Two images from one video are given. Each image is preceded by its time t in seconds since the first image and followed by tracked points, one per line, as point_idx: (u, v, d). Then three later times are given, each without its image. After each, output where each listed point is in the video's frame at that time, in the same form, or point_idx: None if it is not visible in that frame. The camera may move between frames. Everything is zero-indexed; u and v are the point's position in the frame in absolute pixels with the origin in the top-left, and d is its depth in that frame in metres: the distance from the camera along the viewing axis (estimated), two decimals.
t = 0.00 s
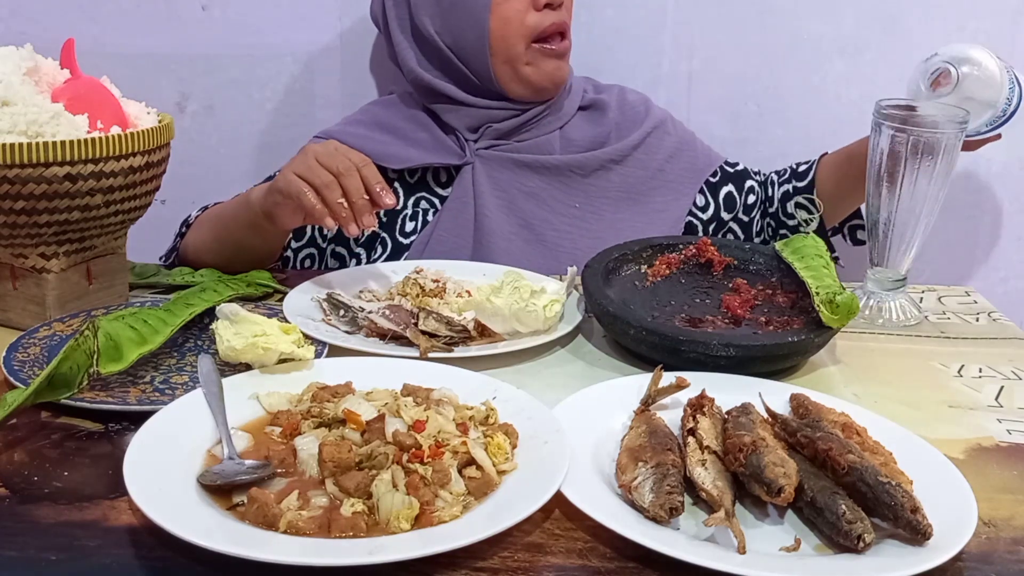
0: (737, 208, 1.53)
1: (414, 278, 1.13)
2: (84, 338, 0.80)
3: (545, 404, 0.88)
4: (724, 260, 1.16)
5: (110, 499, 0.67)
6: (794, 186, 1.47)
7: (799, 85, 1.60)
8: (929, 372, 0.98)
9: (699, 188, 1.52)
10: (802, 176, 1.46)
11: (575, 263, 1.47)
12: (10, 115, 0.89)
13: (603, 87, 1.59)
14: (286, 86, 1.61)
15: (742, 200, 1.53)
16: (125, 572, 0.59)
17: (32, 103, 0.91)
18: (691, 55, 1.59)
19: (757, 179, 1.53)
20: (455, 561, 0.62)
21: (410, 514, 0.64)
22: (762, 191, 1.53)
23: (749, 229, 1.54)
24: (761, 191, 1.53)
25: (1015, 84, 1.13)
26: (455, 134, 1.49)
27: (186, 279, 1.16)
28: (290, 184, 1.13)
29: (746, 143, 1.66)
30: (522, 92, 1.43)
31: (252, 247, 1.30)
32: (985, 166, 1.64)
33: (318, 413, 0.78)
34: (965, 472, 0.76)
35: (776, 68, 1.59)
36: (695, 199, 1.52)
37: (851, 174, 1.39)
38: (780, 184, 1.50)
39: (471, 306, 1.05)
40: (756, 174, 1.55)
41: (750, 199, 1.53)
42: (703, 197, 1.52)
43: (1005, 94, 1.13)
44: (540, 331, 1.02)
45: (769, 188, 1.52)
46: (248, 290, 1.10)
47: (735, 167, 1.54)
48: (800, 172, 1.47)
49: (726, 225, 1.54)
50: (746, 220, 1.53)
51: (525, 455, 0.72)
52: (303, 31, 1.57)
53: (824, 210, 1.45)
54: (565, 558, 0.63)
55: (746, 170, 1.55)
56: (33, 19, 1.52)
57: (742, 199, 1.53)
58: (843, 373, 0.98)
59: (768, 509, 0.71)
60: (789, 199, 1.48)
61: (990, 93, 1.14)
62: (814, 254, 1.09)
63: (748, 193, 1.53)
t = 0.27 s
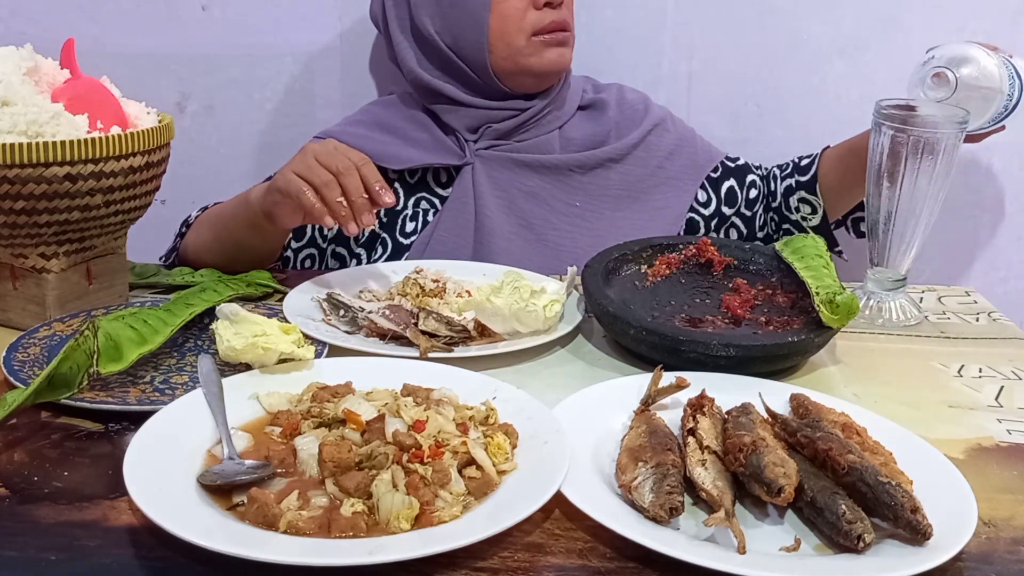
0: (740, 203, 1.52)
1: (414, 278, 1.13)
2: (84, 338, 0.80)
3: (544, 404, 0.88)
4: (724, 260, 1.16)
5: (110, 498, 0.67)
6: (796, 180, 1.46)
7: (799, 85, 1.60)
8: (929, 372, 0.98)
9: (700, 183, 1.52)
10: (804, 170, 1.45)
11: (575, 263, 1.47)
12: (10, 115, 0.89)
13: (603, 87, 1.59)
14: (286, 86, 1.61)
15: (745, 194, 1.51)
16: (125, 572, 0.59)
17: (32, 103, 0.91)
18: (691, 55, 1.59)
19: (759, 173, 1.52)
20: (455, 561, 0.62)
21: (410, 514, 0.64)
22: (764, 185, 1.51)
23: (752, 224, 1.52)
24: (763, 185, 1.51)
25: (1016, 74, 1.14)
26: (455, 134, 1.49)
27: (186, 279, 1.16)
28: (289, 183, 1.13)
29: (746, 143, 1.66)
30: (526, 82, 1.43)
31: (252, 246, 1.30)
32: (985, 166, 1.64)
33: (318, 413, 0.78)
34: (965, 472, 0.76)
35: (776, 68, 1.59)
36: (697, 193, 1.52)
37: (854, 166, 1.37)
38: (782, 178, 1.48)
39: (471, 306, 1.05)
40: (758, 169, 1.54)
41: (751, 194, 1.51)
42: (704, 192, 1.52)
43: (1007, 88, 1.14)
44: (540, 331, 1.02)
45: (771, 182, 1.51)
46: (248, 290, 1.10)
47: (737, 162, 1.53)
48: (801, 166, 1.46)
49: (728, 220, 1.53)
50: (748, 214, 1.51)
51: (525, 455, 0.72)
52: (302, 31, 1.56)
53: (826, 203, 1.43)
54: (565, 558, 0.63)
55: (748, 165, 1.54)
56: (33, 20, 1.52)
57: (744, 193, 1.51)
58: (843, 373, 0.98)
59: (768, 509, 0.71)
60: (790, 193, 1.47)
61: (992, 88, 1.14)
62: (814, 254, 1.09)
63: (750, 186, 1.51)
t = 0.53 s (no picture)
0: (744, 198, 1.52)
1: (414, 278, 1.13)
2: (84, 338, 0.80)
3: (544, 404, 0.88)
4: (724, 260, 1.16)
5: (110, 498, 0.67)
6: (802, 175, 1.45)
7: (799, 85, 1.60)
8: (929, 372, 0.98)
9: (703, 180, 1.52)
10: (810, 165, 1.43)
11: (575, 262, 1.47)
12: (10, 115, 0.89)
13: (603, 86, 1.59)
14: (286, 86, 1.61)
15: (748, 190, 1.52)
16: (125, 572, 0.59)
17: (31, 103, 0.91)
18: (691, 55, 1.59)
19: (762, 169, 1.53)
20: (455, 561, 0.62)
21: (410, 514, 0.64)
22: (767, 180, 1.51)
23: (755, 219, 1.53)
24: (766, 180, 1.51)
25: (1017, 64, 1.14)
26: (455, 134, 1.49)
27: (186, 279, 1.16)
28: (289, 183, 1.13)
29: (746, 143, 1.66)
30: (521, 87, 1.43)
31: (252, 246, 1.30)
32: (985, 166, 1.63)
33: (318, 413, 0.78)
34: (965, 472, 0.76)
35: (776, 68, 1.58)
36: (698, 189, 1.52)
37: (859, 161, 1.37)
38: (787, 173, 1.48)
39: (471, 306, 1.05)
40: (760, 164, 1.54)
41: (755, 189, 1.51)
42: (706, 188, 1.52)
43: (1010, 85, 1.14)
44: (540, 331, 1.02)
45: (776, 177, 1.50)
46: (248, 290, 1.10)
47: (738, 158, 1.53)
48: (807, 160, 1.45)
49: (731, 216, 1.53)
50: (751, 210, 1.52)
51: (525, 455, 0.72)
52: (302, 30, 1.56)
53: (833, 197, 1.43)
54: (565, 558, 0.63)
55: (750, 160, 1.54)
56: (34, 19, 1.52)
57: (749, 189, 1.52)
58: (843, 373, 0.98)
59: (768, 509, 0.71)
60: (796, 188, 1.46)
61: (994, 85, 1.14)
62: (814, 254, 1.09)
63: (755, 181, 1.52)
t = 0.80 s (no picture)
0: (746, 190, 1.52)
1: (414, 278, 1.13)
2: (84, 338, 0.80)
3: (544, 404, 0.88)
4: (724, 260, 1.16)
5: (110, 498, 0.67)
6: (805, 165, 1.46)
7: (799, 85, 1.60)
8: (929, 372, 0.98)
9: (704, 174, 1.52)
10: (813, 154, 1.44)
11: (575, 262, 1.47)
12: (11, 115, 0.89)
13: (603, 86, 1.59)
14: (286, 86, 1.61)
15: (750, 183, 1.52)
16: (125, 573, 0.59)
17: (32, 103, 0.91)
18: (691, 55, 1.58)
19: (762, 160, 1.53)
20: (455, 561, 0.62)
21: (410, 514, 0.64)
22: (769, 171, 1.52)
23: (759, 210, 1.53)
24: (768, 170, 1.52)
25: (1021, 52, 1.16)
26: (455, 134, 1.49)
27: (186, 279, 1.16)
28: (288, 182, 1.13)
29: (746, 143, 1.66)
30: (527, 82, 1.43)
31: (252, 246, 1.30)
32: (985, 166, 1.63)
33: (318, 413, 0.78)
34: (965, 472, 0.76)
35: (776, 68, 1.58)
36: (699, 183, 1.51)
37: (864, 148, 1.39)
38: (790, 163, 1.49)
39: (471, 306, 1.05)
40: (761, 155, 1.54)
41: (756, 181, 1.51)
42: (708, 182, 1.52)
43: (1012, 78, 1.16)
44: (540, 331, 1.02)
45: (778, 168, 1.51)
46: (248, 290, 1.10)
47: (739, 150, 1.53)
48: (810, 150, 1.46)
49: (734, 208, 1.53)
50: (754, 201, 1.52)
51: (525, 455, 0.72)
52: (302, 30, 1.56)
53: (836, 185, 1.44)
54: (565, 558, 0.63)
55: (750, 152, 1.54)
56: (34, 19, 1.52)
57: (750, 181, 1.52)
58: (843, 373, 0.98)
59: (768, 509, 0.71)
60: (800, 178, 1.47)
61: (999, 79, 1.16)
62: (814, 254, 1.09)
63: (756, 172, 1.52)
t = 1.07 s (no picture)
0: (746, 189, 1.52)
1: (414, 278, 1.13)
2: (84, 338, 0.80)
3: (544, 404, 0.88)
4: (724, 260, 1.16)
5: (110, 498, 0.67)
6: (806, 164, 1.46)
7: (799, 85, 1.60)
8: (929, 372, 0.98)
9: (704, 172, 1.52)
10: (814, 153, 1.44)
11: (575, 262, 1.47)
12: (11, 115, 0.89)
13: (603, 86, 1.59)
14: (286, 86, 1.61)
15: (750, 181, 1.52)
16: (125, 573, 0.59)
17: (32, 103, 0.91)
18: (691, 55, 1.58)
19: (762, 158, 1.53)
20: (455, 561, 0.62)
21: (410, 514, 0.64)
22: (770, 170, 1.51)
23: (759, 209, 1.53)
24: (768, 170, 1.51)
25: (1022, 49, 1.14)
26: (455, 134, 1.49)
27: (186, 278, 1.16)
28: (287, 182, 1.13)
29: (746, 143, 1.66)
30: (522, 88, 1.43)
31: (252, 246, 1.30)
32: (985, 166, 1.63)
33: (318, 413, 0.78)
34: (965, 472, 0.76)
35: (776, 68, 1.58)
36: (699, 181, 1.51)
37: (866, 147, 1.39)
38: (791, 162, 1.48)
39: (471, 306, 1.05)
40: (761, 154, 1.54)
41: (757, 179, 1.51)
42: (708, 180, 1.52)
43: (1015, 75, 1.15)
44: (540, 331, 1.02)
45: (779, 167, 1.51)
46: (248, 290, 1.10)
47: (739, 149, 1.53)
48: (811, 149, 1.46)
49: (734, 207, 1.53)
50: (755, 200, 1.52)
51: (525, 455, 0.72)
52: (302, 30, 1.56)
53: (838, 184, 1.44)
54: (565, 558, 0.63)
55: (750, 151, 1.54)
56: (34, 19, 1.52)
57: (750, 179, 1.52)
58: (843, 373, 0.98)
59: (768, 509, 0.71)
60: (801, 177, 1.47)
61: (1000, 76, 1.15)
62: (814, 254, 1.09)
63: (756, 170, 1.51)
